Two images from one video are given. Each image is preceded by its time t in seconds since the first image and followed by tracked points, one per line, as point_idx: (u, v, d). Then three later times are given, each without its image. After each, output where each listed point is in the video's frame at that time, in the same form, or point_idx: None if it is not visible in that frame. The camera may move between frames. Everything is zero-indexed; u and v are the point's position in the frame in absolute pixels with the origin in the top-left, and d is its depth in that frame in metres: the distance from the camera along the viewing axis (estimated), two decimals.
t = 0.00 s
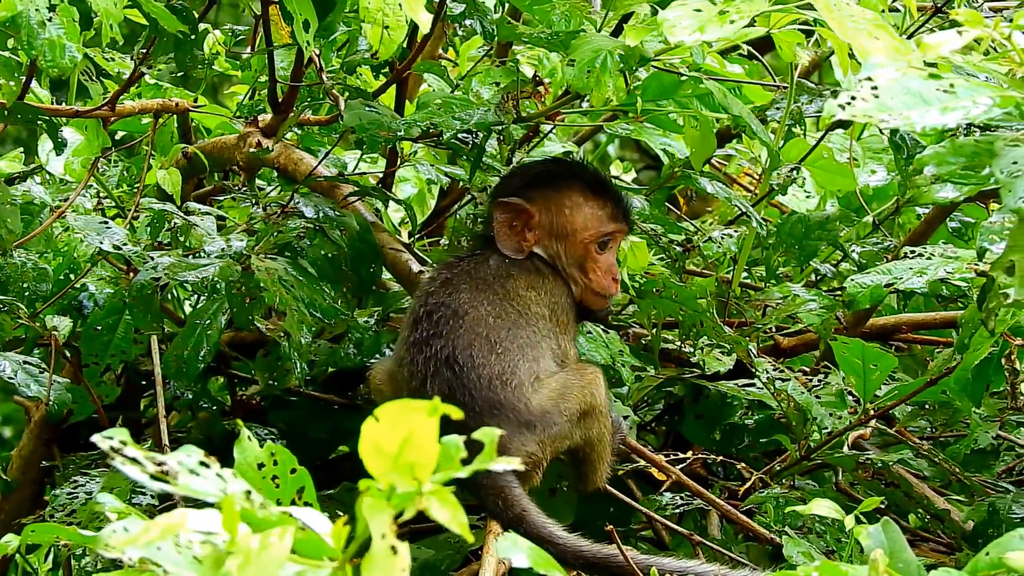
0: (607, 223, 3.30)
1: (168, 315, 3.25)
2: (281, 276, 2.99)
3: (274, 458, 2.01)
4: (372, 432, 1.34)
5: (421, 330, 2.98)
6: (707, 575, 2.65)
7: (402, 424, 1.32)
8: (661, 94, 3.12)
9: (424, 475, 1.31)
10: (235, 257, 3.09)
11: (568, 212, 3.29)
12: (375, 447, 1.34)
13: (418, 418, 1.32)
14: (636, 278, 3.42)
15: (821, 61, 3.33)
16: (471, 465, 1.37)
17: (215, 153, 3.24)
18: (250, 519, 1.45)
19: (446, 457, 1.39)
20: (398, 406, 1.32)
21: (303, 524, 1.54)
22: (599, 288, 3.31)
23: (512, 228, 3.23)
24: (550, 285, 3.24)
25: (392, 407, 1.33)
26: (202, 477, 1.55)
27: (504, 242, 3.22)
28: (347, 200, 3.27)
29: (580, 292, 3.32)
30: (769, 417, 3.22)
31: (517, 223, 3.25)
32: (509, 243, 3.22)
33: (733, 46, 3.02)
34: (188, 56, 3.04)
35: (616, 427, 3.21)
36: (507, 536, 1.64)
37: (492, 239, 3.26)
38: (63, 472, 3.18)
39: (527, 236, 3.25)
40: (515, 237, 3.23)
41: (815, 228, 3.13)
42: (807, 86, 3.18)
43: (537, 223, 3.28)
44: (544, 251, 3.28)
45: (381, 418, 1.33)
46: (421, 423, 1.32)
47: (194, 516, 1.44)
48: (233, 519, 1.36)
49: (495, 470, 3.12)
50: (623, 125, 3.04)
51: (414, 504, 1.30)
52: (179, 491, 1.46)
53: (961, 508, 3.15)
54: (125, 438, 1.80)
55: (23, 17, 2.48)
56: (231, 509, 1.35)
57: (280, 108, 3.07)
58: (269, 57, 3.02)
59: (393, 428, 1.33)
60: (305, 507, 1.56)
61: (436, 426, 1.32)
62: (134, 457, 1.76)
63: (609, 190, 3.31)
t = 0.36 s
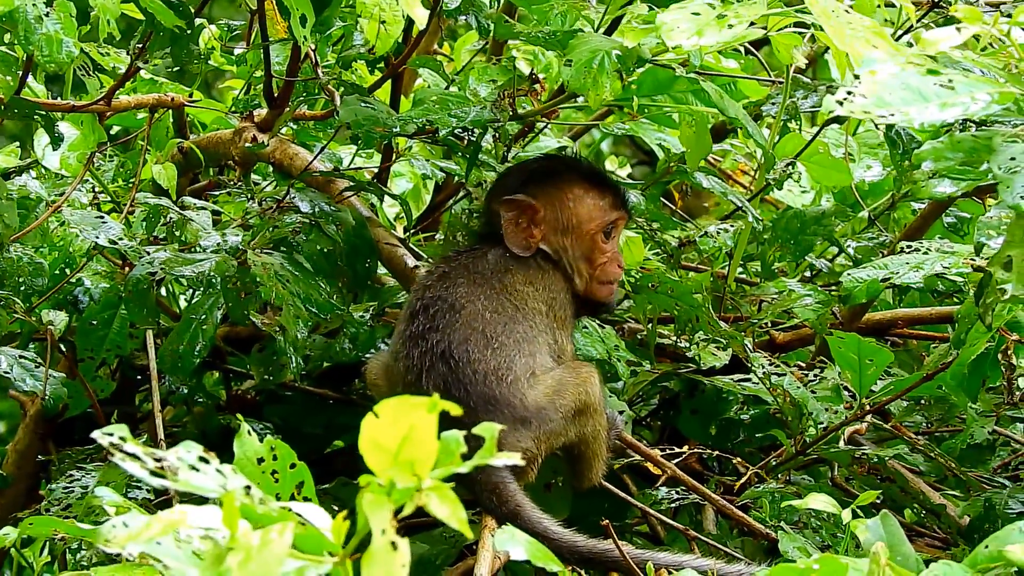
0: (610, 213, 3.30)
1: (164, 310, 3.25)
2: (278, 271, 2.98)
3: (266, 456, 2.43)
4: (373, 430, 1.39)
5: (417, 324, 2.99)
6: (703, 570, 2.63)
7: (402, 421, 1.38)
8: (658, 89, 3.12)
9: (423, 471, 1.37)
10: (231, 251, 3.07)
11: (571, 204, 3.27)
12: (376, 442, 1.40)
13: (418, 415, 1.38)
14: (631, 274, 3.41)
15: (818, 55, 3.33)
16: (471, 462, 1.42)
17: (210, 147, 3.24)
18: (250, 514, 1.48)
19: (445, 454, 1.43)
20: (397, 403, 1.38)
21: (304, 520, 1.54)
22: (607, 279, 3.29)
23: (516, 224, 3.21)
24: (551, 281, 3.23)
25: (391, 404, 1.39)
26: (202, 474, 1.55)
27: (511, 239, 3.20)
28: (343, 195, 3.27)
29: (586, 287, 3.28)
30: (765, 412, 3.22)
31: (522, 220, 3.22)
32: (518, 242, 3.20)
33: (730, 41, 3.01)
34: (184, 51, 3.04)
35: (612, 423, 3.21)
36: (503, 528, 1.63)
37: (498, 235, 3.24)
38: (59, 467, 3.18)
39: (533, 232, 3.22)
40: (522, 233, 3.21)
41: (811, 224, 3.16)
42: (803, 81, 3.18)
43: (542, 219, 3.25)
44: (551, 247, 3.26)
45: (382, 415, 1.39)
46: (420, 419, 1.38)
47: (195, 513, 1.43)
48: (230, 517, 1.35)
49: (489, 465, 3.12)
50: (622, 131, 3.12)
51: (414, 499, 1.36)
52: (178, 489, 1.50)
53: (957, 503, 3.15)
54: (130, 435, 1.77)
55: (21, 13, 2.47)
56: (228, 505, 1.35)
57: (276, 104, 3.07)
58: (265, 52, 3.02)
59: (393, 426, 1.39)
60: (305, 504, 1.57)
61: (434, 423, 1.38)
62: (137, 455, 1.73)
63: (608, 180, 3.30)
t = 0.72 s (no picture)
0: (629, 197, 2.97)
1: (133, 310, 2.91)
2: (260, 267, 2.63)
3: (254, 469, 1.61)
4: (362, 451, 1.25)
5: (416, 327, 2.64)
6: None
7: (394, 441, 1.24)
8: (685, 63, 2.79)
9: (418, 498, 1.23)
10: (208, 245, 2.75)
11: (586, 189, 2.94)
12: (365, 463, 1.25)
13: (412, 435, 1.24)
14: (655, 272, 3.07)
15: (861, 26, 3.00)
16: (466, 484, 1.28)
17: (186, 129, 2.90)
18: (224, 545, 1.17)
19: (443, 477, 1.29)
20: (388, 422, 1.25)
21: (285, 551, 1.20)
22: (627, 271, 2.95)
23: (528, 215, 2.86)
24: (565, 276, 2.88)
25: (382, 422, 1.25)
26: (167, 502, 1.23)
27: (523, 232, 2.85)
28: (334, 181, 2.94)
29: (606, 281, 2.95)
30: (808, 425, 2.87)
31: (533, 209, 2.88)
32: (530, 235, 2.86)
33: (767, 7, 2.68)
34: (158, 22, 2.71)
35: (633, 439, 2.85)
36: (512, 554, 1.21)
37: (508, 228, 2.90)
38: (12, 488, 2.82)
39: (546, 223, 2.88)
40: (533, 225, 2.86)
41: (857, 212, 2.78)
42: (846, 53, 2.85)
43: (554, 208, 2.91)
44: (565, 238, 2.91)
45: (373, 435, 1.24)
46: (415, 440, 1.24)
47: (162, 544, 1.11)
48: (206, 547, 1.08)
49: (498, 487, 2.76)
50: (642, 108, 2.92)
51: (407, 530, 1.21)
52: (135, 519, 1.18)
53: None
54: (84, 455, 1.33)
55: None
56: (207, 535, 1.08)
57: (259, 78, 2.74)
58: (246, 21, 2.69)
59: (385, 447, 1.25)
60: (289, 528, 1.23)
61: (429, 444, 1.25)
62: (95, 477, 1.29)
63: (624, 161, 2.98)
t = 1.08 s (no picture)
0: (640, 177, 2.55)
1: (63, 319, 2.52)
2: (212, 269, 2.23)
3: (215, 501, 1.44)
4: (337, 474, 0.99)
5: (397, 337, 2.26)
6: None
7: (378, 463, 0.99)
8: (701, 33, 2.41)
9: (404, 528, 0.99)
10: (150, 244, 2.35)
11: (594, 170, 2.51)
12: (342, 489, 1.00)
13: (401, 455, 0.99)
14: (666, 273, 2.69)
15: None
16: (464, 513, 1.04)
17: (124, 109, 2.50)
18: None
19: (433, 505, 1.04)
20: (370, 440, 0.99)
21: None
22: (643, 263, 2.55)
23: (527, 203, 2.44)
24: (574, 272, 2.46)
25: (364, 441, 0.99)
26: (119, 530, 1.10)
27: (525, 224, 2.44)
28: (295, 167, 2.55)
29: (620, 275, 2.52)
30: (842, 449, 2.49)
31: (532, 197, 2.46)
32: (534, 227, 2.45)
33: None
34: None
35: (645, 465, 2.46)
36: None
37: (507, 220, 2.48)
38: None
39: (548, 212, 2.46)
40: (534, 215, 2.45)
41: (899, 203, 2.45)
42: (889, 19, 2.48)
43: (557, 194, 2.49)
44: (574, 228, 2.49)
45: (354, 455, 0.99)
46: (404, 462, 0.99)
47: None
48: None
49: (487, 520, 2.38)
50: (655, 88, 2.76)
51: (391, 567, 0.98)
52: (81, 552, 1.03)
53: None
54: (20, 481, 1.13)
55: None
56: None
57: (208, 49, 2.33)
58: None
59: (366, 471, 0.99)
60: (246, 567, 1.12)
61: (419, 467, 1.00)
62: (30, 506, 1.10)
63: (630, 137, 2.56)
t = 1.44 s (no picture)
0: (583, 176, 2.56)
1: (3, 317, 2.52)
2: (153, 266, 2.24)
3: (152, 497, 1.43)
4: (275, 467, 0.96)
5: (335, 334, 2.21)
6: None
7: (315, 455, 0.95)
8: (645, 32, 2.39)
9: (343, 520, 0.94)
10: (90, 241, 2.35)
11: (540, 163, 2.50)
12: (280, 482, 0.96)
13: (339, 445, 0.95)
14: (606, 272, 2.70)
15: None
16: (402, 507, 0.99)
17: (62, 107, 2.49)
18: None
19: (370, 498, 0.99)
20: (307, 431, 0.95)
21: None
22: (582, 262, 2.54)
23: (478, 193, 2.41)
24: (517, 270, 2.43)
25: (302, 432, 0.95)
26: (56, 524, 1.06)
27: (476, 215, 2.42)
28: (234, 166, 2.54)
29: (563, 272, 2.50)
30: (780, 448, 2.50)
31: (483, 189, 2.43)
32: (482, 218, 2.43)
33: None
34: None
35: (583, 463, 2.46)
36: None
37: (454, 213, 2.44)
38: None
39: (500, 205, 2.43)
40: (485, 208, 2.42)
41: (838, 204, 2.52)
42: (828, 19, 2.48)
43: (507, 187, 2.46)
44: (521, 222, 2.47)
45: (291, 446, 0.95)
46: (342, 453, 0.95)
47: None
48: None
49: (424, 518, 2.33)
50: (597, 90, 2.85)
51: (329, 559, 0.93)
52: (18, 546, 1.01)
53: None
54: None
55: None
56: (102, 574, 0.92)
57: (146, 46, 2.32)
58: None
59: (303, 463, 0.95)
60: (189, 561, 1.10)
61: (358, 457, 0.96)
62: None
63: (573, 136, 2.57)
